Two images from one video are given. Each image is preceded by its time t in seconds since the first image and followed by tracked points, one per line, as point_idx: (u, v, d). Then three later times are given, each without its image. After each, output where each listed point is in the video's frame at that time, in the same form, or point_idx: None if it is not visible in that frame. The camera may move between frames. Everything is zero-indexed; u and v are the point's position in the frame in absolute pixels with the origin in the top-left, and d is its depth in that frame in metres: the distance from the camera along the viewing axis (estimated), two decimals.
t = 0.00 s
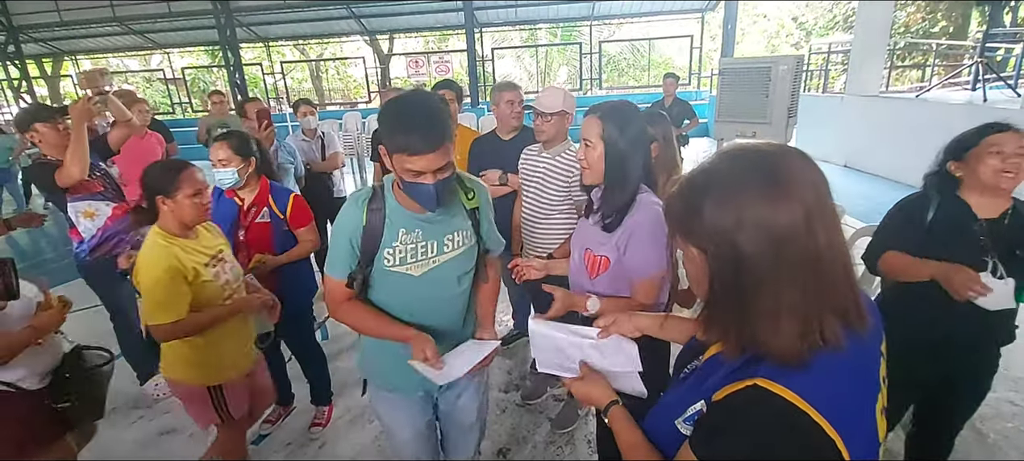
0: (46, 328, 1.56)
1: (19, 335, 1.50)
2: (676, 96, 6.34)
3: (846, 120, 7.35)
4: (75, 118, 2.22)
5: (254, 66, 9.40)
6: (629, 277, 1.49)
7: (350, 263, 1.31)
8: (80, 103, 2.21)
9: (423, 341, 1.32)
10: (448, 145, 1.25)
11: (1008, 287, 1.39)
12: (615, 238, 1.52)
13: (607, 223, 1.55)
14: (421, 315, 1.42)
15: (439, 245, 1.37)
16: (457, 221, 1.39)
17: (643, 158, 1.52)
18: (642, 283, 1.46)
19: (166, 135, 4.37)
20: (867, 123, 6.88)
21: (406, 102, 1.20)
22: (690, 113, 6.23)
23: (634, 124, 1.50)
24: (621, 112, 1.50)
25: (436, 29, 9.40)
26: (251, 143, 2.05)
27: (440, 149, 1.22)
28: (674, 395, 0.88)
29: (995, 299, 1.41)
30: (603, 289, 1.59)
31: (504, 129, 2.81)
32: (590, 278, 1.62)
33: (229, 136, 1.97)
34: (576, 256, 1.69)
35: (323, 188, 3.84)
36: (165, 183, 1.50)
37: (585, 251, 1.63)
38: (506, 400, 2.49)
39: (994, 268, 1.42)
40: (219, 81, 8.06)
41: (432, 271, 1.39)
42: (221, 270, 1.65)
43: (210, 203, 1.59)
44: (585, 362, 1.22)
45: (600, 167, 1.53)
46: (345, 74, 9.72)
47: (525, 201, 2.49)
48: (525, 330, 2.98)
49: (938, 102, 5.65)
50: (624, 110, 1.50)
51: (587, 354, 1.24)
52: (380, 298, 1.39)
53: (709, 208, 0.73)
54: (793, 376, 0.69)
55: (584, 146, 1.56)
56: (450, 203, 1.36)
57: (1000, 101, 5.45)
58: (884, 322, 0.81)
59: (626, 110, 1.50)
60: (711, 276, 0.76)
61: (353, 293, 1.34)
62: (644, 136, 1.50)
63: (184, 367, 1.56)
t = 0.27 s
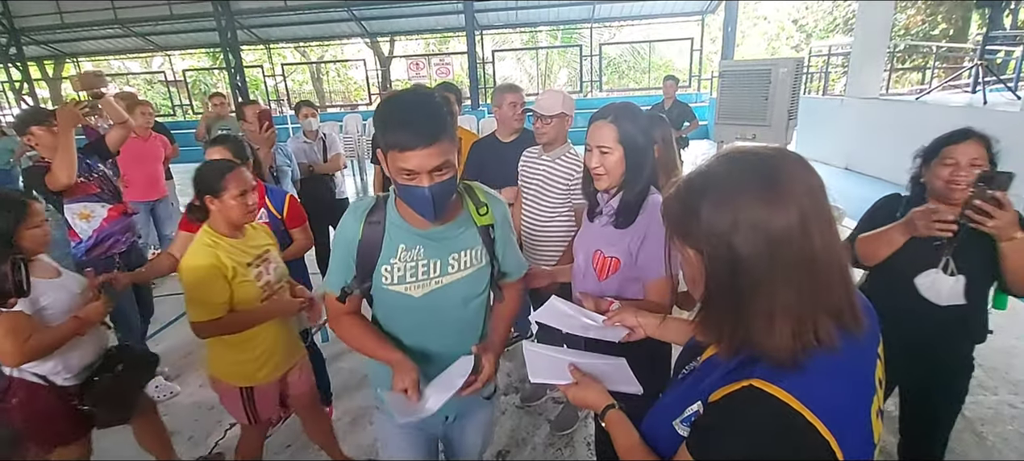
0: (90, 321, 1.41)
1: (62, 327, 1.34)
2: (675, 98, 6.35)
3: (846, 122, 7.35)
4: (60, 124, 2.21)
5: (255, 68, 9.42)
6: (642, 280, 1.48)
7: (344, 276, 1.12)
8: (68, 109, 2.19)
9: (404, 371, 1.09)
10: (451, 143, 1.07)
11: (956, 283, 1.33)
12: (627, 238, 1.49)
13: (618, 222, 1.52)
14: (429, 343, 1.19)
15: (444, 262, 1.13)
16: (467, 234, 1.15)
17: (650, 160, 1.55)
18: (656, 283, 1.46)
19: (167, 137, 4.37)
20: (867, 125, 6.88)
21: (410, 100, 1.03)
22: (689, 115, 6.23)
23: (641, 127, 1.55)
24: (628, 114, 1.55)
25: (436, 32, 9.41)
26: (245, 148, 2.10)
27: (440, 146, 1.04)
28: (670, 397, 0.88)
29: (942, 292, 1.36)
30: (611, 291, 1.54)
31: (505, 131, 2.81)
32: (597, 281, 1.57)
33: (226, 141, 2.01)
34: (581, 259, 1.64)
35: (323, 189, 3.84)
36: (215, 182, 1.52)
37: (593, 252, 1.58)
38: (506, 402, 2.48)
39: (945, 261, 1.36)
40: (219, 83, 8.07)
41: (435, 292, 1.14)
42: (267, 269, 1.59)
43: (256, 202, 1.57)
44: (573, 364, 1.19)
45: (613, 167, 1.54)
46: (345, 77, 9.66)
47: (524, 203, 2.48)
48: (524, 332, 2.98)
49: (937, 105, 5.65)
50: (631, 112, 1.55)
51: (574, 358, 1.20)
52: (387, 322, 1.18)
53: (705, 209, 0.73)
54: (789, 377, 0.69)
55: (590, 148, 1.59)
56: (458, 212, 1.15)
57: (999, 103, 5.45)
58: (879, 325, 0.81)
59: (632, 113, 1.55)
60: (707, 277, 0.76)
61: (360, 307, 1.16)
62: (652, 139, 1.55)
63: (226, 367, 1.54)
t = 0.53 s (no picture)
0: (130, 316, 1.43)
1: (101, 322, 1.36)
2: (676, 99, 6.35)
3: (847, 124, 7.36)
4: (51, 127, 2.17)
5: (257, 70, 9.45)
6: (645, 283, 1.48)
7: (315, 303, 0.94)
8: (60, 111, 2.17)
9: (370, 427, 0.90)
10: (437, 160, 0.90)
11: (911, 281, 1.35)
12: (630, 241, 1.50)
13: (620, 225, 1.52)
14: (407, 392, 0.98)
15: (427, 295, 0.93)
16: (458, 265, 0.94)
17: (652, 161, 1.54)
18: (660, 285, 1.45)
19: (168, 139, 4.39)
20: (867, 126, 6.89)
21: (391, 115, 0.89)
22: (690, 117, 6.23)
23: (641, 130, 1.56)
24: (624, 116, 1.56)
25: (437, 33, 9.43)
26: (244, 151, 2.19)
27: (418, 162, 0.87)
28: (672, 397, 0.88)
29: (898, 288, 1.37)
30: (614, 294, 1.54)
31: (506, 132, 2.81)
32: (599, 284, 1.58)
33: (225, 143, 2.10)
34: (584, 262, 1.64)
35: (325, 190, 3.85)
36: (261, 185, 1.62)
37: (596, 255, 1.58)
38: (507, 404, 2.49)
39: (906, 260, 1.37)
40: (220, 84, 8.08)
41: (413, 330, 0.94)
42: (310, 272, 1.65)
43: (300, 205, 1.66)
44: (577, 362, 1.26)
45: (610, 172, 1.56)
46: (345, 79, 9.56)
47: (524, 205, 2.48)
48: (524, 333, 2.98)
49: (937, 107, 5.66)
50: (629, 114, 1.56)
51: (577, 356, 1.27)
52: (364, 360, 0.98)
53: (706, 211, 0.74)
54: (791, 377, 0.69)
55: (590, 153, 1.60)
56: (448, 239, 0.95)
57: (1000, 105, 5.44)
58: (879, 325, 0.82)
59: (629, 117, 1.56)
60: (708, 278, 0.77)
61: (335, 341, 0.97)
62: (653, 142, 1.55)
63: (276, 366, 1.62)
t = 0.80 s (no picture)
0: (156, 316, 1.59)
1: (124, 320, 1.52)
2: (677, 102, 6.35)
3: (848, 126, 7.35)
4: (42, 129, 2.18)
5: (258, 72, 9.47)
6: (640, 288, 1.48)
7: (245, 358, 0.74)
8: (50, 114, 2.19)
9: None
10: (391, 177, 0.66)
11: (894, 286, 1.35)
12: (624, 244, 1.50)
13: (614, 228, 1.52)
14: None
15: (386, 353, 0.67)
16: (430, 313, 0.69)
17: (646, 165, 1.54)
18: (655, 292, 1.44)
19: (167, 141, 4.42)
20: (868, 129, 6.88)
21: (345, 113, 0.63)
22: (690, 119, 6.23)
23: (634, 132, 1.54)
24: (617, 121, 1.55)
25: (438, 36, 9.44)
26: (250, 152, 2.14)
27: (342, 209, 0.62)
28: (674, 399, 0.88)
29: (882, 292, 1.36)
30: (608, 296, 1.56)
31: (507, 134, 2.81)
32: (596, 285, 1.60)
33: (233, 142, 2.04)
34: (583, 263, 1.66)
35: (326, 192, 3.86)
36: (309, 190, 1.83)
37: (592, 258, 1.60)
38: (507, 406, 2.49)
39: (887, 263, 1.37)
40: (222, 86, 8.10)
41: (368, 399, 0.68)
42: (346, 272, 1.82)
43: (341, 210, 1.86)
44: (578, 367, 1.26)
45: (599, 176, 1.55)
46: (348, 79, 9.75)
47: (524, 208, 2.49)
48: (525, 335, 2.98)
49: (938, 109, 5.65)
50: (622, 119, 1.55)
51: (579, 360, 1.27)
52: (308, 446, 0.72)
53: (708, 212, 0.74)
54: (793, 378, 0.69)
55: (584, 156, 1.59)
56: (419, 277, 0.71)
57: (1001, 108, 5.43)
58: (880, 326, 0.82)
59: (622, 121, 1.54)
60: (710, 279, 0.77)
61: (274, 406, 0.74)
62: (647, 145, 1.54)
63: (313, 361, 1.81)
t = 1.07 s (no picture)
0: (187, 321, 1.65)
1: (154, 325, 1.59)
2: (678, 103, 6.36)
3: (849, 128, 7.35)
4: (34, 133, 2.22)
5: (260, 74, 9.51)
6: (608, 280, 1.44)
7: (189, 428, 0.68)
8: (43, 118, 2.22)
9: None
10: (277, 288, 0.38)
11: (898, 298, 1.34)
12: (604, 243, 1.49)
13: (602, 225, 1.51)
14: None
15: None
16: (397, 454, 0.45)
17: (637, 167, 1.54)
18: (614, 288, 1.43)
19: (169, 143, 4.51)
20: (870, 130, 6.87)
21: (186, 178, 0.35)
22: (691, 121, 6.23)
23: (625, 135, 1.57)
24: (608, 125, 1.58)
25: (440, 38, 9.45)
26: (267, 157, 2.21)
27: (219, 364, 0.38)
28: (673, 400, 0.88)
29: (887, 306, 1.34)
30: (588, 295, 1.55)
31: (509, 136, 2.79)
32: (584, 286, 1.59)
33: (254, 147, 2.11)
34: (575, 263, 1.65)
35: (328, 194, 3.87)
36: (342, 192, 1.78)
37: (582, 258, 1.60)
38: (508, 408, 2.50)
39: (889, 276, 1.38)
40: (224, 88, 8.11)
41: None
42: (375, 278, 1.78)
43: (374, 213, 1.81)
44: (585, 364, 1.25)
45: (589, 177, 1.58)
46: (349, 81, 9.77)
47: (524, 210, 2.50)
48: (526, 337, 2.98)
49: (939, 111, 5.66)
50: (614, 124, 1.58)
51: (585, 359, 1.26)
52: None
53: (707, 216, 0.74)
54: (792, 381, 0.69)
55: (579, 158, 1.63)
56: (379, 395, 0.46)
57: (1003, 110, 5.42)
58: (878, 330, 0.82)
59: (614, 125, 1.57)
60: (709, 282, 0.77)
61: None
62: (638, 149, 1.56)
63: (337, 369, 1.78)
